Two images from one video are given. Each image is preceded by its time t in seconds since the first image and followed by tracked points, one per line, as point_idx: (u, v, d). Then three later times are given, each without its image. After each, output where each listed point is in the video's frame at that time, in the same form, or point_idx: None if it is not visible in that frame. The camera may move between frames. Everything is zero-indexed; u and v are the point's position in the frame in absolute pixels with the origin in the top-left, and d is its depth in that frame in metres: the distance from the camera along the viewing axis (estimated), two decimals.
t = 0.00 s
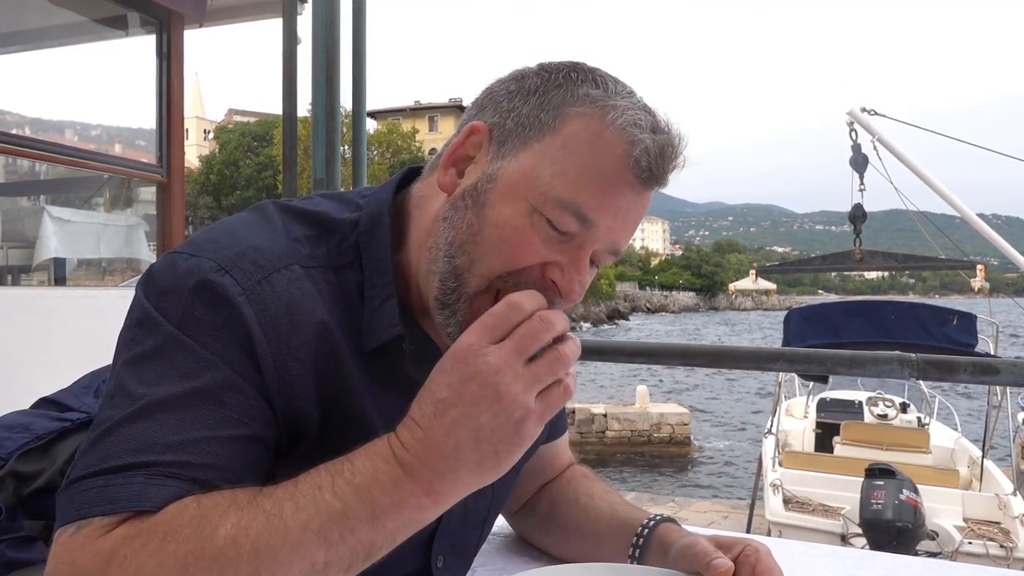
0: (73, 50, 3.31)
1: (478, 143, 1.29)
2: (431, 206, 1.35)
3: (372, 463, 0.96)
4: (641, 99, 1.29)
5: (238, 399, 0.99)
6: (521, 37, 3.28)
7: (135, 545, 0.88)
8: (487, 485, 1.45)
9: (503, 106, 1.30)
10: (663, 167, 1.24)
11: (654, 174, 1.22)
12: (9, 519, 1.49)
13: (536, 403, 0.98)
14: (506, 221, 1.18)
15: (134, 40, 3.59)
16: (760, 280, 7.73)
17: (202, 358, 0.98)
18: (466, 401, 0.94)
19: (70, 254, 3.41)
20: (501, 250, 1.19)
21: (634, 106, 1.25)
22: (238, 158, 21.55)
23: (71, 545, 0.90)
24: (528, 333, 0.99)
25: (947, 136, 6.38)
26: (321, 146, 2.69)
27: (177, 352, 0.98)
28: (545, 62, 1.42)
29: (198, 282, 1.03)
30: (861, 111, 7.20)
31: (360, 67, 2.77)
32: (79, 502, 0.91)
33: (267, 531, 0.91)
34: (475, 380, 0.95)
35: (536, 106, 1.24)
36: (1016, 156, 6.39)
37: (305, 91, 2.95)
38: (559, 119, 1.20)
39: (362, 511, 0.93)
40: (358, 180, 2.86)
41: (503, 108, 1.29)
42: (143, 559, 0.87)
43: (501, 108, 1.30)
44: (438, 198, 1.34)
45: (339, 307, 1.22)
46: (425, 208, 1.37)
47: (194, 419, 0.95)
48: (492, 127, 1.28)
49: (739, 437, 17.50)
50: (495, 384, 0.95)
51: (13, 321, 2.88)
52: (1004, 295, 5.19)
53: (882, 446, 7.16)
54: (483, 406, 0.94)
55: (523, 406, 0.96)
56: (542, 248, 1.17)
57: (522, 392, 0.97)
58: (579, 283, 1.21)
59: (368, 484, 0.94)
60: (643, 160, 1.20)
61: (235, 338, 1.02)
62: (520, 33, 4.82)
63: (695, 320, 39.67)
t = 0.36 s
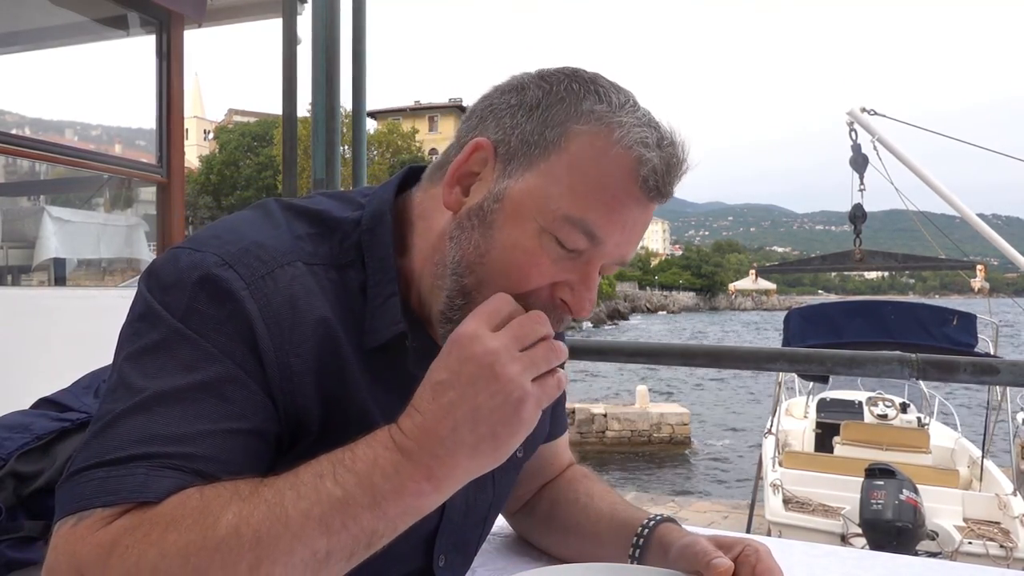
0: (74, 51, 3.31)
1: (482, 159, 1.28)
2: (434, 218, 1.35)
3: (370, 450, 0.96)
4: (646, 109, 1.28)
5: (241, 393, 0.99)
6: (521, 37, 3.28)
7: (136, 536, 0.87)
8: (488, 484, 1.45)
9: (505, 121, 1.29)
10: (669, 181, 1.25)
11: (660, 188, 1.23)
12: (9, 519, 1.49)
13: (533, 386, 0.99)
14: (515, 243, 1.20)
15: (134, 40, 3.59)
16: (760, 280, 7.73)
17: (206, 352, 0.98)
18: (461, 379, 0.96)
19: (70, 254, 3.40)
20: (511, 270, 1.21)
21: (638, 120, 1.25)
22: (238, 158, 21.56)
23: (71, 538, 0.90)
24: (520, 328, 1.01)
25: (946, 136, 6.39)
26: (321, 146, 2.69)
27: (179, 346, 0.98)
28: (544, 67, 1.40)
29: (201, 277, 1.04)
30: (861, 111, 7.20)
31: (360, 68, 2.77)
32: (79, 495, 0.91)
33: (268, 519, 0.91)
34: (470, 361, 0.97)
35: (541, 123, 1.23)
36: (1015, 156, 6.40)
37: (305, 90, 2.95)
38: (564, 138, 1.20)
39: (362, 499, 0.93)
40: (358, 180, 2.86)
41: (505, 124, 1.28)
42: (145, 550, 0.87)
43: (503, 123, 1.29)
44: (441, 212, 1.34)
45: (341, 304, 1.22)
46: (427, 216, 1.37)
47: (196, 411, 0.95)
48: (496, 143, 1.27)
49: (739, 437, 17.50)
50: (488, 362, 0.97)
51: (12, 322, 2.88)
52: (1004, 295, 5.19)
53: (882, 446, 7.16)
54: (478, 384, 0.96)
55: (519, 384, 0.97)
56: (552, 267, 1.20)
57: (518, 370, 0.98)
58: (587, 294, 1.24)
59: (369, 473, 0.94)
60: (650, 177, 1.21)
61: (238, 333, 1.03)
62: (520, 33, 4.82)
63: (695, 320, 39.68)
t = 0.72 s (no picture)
0: (74, 51, 3.31)
1: (485, 166, 1.28)
2: (434, 224, 1.35)
3: (373, 453, 0.97)
4: (651, 124, 1.28)
5: (245, 394, 1.00)
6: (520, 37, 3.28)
7: (141, 538, 0.87)
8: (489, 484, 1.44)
9: (509, 128, 1.29)
10: (672, 199, 1.26)
11: (661, 208, 1.24)
12: (9, 520, 1.49)
13: (539, 387, 0.98)
14: (516, 254, 1.21)
15: (134, 41, 3.59)
16: (759, 280, 7.73)
17: (211, 354, 0.99)
18: (461, 381, 0.96)
19: (70, 254, 3.40)
20: (510, 280, 1.22)
21: (644, 136, 1.25)
22: (238, 158, 21.56)
23: (74, 540, 0.89)
24: (527, 330, 1.01)
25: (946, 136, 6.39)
26: (321, 146, 2.69)
27: (183, 347, 0.99)
28: (549, 72, 1.40)
29: (204, 278, 1.04)
30: (861, 111, 7.20)
31: (360, 68, 2.77)
32: (83, 497, 0.91)
33: (273, 520, 0.91)
34: (471, 362, 0.97)
35: (544, 134, 1.23)
36: (1015, 155, 6.40)
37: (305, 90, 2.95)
38: (568, 152, 1.20)
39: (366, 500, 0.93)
40: (358, 180, 2.86)
41: (509, 131, 1.28)
42: (149, 550, 0.87)
43: (507, 132, 1.29)
44: (441, 216, 1.34)
45: (343, 304, 1.22)
46: (429, 218, 1.37)
47: (200, 413, 0.95)
48: (499, 151, 1.27)
49: (739, 437, 17.50)
50: (492, 362, 0.97)
51: (13, 322, 2.89)
52: (1004, 295, 5.19)
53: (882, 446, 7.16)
54: (479, 386, 0.96)
55: (518, 379, 0.96)
56: (550, 279, 1.21)
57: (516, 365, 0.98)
58: (585, 308, 1.24)
59: (372, 474, 0.95)
60: (652, 198, 1.22)
61: (241, 334, 1.03)
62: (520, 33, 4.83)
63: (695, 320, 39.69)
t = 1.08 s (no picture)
0: (74, 50, 3.31)
1: (479, 160, 1.29)
2: (430, 218, 1.36)
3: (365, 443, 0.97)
4: (643, 118, 1.29)
5: (240, 386, 1.00)
6: (520, 38, 3.29)
7: (131, 524, 0.88)
8: (486, 481, 1.44)
9: (503, 123, 1.29)
10: (664, 193, 1.27)
11: (653, 200, 1.25)
12: (9, 519, 1.49)
13: (529, 382, 0.98)
14: (511, 247, 1.22)
15: (134, 41, 3.59)
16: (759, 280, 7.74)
17: (206, 344, 0.99)
18: (454, 375, 0.96)
19: (71, 254, 3.40)
20: (505, 272, 1.23)
21: (637, 129, 1.26)
22: (238, 158, 21.58)
23: (68, 524, 0.90)
24: (521, 326, 1.01)
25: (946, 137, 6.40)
26: (321, 146, 2.70)
27: (179, 339, 0.99)
28: (543, 68, 1.41)
29: (199, 270, 1.05)
30: (861, 111, 7.21)
31: (360, 68, 2.77)
32: (77, 484, 0.91)
33: (262, 507, 0.91)
34: (464, 354, 0.97)
35: (539, 127, 1.24)
36: (1015, 155, 6.40)
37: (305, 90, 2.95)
38: (562, 145, 1.21)
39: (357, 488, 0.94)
40: (358, 180, 2.86)
41: (504, 125, 1.29)
42: (140, 536, 0.87)
43: (501, 126, 1.29)
44: (437, 212, 1.35)
45: (339, 298, 1.22)
46: (425, 213, 1.38)
47: (193, 402, 0.95)
48: (493, 145, 1.28)
49: (739, 437, 17.51)
50: (486, 358, 0.96)
51: (13, 322, 2.89)
52: (1004, 295, 5.20)
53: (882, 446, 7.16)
54: (473, 379, 0.96)
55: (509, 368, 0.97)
56: (545, 271, 1.22)
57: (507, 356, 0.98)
58: (579, 300, 1.24)
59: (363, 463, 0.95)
60: (645, 190, 1.23)
61: (237, 326, 1.03)
62: (520, 34, 4.83)
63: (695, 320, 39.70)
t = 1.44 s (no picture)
0: (74, 51, 3.31)
1: (481, 157, 1.32)
2: (432, 214, 1.39)
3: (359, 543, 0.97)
4: (636, 106, 1.35)
5: (215, 375, 1.06)
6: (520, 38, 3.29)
7: (100, 520, 0.94)
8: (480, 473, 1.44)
9: (502, 119, 1.33)
10: (661, 175, 1.33)
11: (654, 182, 1.30)
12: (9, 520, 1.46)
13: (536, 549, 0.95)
14: (520, 239, 1.26)
15: (134, 40, 3.59)
16: (759, 280, 7.73)
17: (183, 332, 1.06)
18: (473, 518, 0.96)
19: (71, 254, 3.40)
20: (515, 264, 1.28)
21: (631, 118, 1.32)
22: (238, 158, 21.59)
23: (38, 511, 0.96)
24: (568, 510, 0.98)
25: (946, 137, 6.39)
26: (321, 146, 2.70)
27: (162, 327, 1.05)
28: (533, 61, 1.44)
29: (188, 263, 1.10)
30: (861, 111, 7.21)
31: (360, 68, 2.77)
32: (52, 471, 0.97)
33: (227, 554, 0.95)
34: (501, 507, 0.96)
35: (539, 121, 1.28)
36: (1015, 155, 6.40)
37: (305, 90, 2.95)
38: (564, 137, 1.26)
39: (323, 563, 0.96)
40: (358, 180, 2.86)
41: (503, 121, 1.32)
42: (105, 538, 0.93)
43: (500, 121, 1.33)
44: (439, 208, 1.38)
45: (330, 293, 1.26)
46: (423, 211, 1.41)
47: (168, 391, 1.02)
48: (494, 141, 1.31)
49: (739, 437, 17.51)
50: (513, 523, 0.95)
51: (12, 321, 2.89)
52: (1005, 295, 5.20)
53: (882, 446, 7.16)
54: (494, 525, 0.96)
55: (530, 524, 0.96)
56: (553, 260, 1.27)
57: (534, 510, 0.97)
58: (588, 285, 1.29)
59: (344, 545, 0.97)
60: (645, 175, 1.28)
61: (212, 318, 1.09)
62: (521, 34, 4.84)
63: (696, 320, 39.71)
